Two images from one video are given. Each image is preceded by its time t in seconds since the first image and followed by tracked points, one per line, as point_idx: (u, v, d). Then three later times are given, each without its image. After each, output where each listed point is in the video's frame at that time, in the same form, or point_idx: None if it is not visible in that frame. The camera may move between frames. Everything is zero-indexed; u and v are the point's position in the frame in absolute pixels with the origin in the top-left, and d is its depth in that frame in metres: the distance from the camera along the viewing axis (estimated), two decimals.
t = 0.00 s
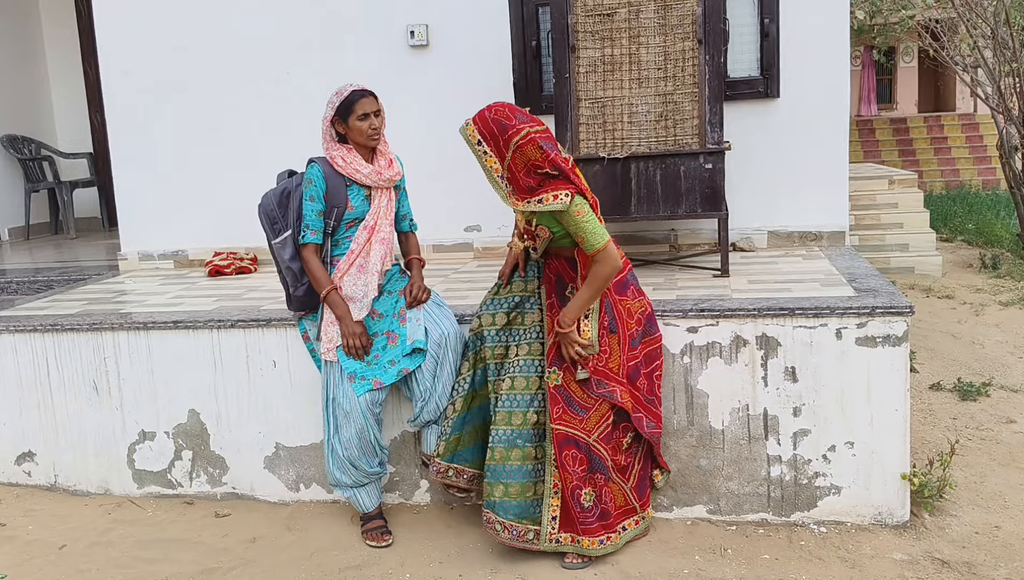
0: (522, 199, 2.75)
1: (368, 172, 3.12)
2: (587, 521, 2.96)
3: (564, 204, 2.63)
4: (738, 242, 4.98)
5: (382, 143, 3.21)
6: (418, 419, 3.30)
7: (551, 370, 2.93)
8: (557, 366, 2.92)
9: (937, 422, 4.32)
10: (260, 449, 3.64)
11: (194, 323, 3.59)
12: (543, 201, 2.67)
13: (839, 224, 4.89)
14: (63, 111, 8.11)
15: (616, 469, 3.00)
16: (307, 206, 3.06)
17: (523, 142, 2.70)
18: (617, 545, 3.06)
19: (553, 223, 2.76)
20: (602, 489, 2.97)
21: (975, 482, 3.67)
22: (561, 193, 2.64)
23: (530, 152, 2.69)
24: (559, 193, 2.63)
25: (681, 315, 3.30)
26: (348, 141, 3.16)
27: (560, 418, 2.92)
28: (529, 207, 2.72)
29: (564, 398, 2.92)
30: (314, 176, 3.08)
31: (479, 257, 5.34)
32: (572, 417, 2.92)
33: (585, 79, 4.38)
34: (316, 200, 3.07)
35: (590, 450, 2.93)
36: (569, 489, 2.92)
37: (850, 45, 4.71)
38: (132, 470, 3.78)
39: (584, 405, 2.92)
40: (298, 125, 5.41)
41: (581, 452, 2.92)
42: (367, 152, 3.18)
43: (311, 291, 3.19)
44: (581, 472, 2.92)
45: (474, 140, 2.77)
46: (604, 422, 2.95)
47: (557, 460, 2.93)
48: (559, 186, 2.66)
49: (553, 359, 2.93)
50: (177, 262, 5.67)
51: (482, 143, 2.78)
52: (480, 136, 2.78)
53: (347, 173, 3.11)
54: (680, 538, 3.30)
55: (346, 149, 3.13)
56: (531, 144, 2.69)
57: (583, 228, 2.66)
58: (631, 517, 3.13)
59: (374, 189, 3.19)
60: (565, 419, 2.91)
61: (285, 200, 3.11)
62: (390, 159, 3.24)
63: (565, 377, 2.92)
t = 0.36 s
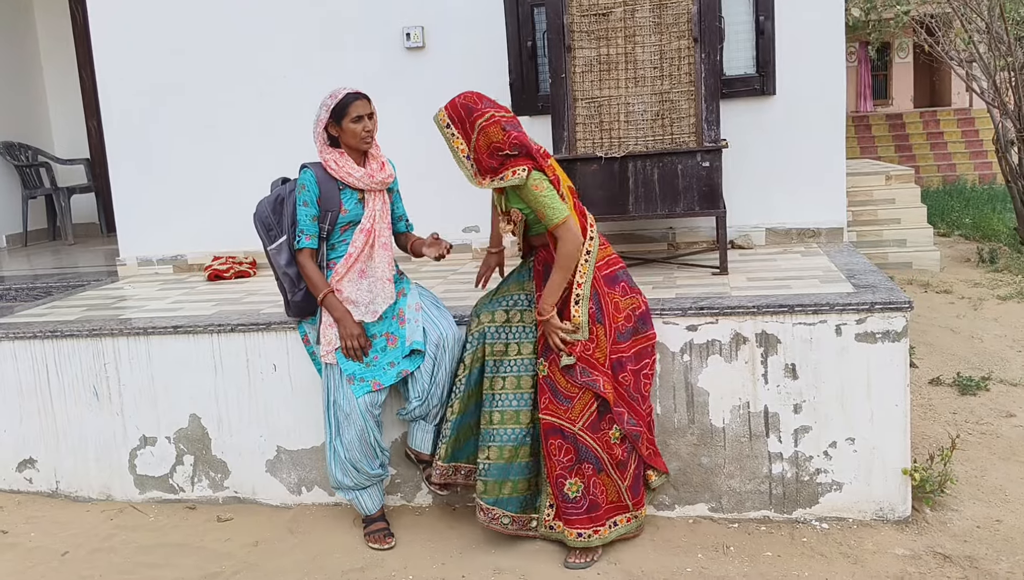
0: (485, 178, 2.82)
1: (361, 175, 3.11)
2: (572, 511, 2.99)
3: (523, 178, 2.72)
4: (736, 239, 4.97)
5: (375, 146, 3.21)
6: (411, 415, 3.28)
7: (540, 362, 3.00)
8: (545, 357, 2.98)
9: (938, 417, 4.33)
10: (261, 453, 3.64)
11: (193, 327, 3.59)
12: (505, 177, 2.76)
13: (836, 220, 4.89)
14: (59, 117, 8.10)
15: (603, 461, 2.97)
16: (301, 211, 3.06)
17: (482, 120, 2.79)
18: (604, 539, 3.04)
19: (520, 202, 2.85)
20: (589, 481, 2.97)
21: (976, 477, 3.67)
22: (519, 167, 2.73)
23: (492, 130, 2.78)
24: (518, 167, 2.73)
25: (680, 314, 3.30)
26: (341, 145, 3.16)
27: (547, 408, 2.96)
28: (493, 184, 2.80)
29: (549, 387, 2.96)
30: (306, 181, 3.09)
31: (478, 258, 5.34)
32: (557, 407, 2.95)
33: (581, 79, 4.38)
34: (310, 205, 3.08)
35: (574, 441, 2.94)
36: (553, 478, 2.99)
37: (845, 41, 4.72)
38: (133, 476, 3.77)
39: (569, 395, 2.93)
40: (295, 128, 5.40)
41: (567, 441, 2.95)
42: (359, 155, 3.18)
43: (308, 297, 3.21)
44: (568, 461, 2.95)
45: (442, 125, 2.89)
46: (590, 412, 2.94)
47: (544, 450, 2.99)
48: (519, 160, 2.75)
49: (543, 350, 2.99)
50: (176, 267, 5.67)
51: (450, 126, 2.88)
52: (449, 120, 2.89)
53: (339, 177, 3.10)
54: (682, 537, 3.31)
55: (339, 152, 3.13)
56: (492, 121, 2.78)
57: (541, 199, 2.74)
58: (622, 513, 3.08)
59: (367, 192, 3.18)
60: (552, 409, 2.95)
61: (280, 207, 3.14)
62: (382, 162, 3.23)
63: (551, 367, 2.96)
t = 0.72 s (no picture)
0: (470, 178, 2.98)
1: (354, 177, 3.12)
2: (571, 466, 2.85)
3: (499, 164, 2.94)
4: (736, 238, 4.98)
5: (366, 149, 3.22)
6: (413, 415, 3.27)
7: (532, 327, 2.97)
8: (536, 321, 2.96)
9: (939, 413, 4.33)
10: (263, 456, 3.64)
11: (193, 331, 3.59)
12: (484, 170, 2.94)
13: (836, 217, 4.90)
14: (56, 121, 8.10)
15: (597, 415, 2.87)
16: (296, 214, 3.06)
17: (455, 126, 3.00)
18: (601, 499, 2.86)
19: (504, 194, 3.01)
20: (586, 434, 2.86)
21: (978, 472, 3.67)
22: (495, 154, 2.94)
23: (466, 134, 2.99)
24: (491, 159, 2.94)
25: (681, 313, 3.29)
26: (334, 147, 3.16)
27: (536, 367, 2.91)
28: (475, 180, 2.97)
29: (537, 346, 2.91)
30: (300, 185, 3.08)
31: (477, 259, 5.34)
32: (545, 361, 2.89)
33: (579, 78, 4.38)
34: (304, 208, 3.07)
35: (569, 393, 2.86)
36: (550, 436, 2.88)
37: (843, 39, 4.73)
38: (135, 480, 3.77)
39: (556, 346, 2.89)
40: (293, 131, 5.40)
41: (558, 395, 2.87)
42: (351, 158, 3.19)
43: (307, 301, 3.20)
44: (559, 416, 2.87)
45: (422, 134, 3.03)
46: (578, 364, 2.89)
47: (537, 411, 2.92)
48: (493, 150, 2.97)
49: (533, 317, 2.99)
50: (176, 271, 5.67)
51: (431, 134, 3.03)
52: (428, 129, 3.03)
53: (333, 178, 3.10)
54: (685, 535, 3.30)
55: (332, 155, 3.13)
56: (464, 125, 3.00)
57: (521, 176, 2.94)
58: (615, 474, 2.89)
59: (360, 194, 3.18)
60: (541, 365, 2.90)
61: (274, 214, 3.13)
62: (374, 165, 3.24)
63: (540, 327, 2.94)
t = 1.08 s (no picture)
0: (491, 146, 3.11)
1: (355, 174, 3.12)
2: (538, 420, 2.90)
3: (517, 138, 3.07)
4: (737, 236, 4.97)
5: (360, 146, 3.22)
6: (416, 402, 3.23)
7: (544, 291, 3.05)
8: (550, 286, 3.06)
9: (942, 411, 4.32)
10: (266, 456, 3.64)
11: (195, 332, 3.59)
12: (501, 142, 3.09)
13: (838, 215, 4.89)
14: (58, 123, 8.11)
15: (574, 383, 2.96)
16: (295, 212, 3.04)
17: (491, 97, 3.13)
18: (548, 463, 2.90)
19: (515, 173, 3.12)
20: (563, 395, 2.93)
21: (981, 470, 3.67)
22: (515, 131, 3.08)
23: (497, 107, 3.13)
24: (513, 132, 3.09)
25: (683, 311, 3.29)
26: (330, 143, 3.15)
27: (546, 320, 2.97)
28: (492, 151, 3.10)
29: (552, 301, 3.00)
30: (299, 181, 3.06)
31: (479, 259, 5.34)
32: (556, 317, 2.97)
33: (580, 77, 4.38)
34: (304, 205, 3.06)
35: (568, 350, 2.94)
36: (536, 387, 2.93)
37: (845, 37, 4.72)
38: (138, 481, 3.77)
39: (569, 306, 3.00)
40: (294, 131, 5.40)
41: (558, 348, 2.94)
42: (347, 155, 3.19)
43: (305, 299, 3.19)
44: (550, 368, 2.93)
45: (463, 92, 3.09)
46: (584, 330, 3.00)
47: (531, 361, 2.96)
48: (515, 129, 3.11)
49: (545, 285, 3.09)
50: (178, 272, 5.67)
51: (471, 94, 3.10)
52: (470, 89, 3.10)
53: (333, 174, 3.09)
54: (688, 534, 3.30)
55: (330, 151, 3.12)
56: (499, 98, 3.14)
57: (531, 156, 3.05)
58: (574, 448, 2.97)
59: (358, 191, 3.19)
60: (551, 320, 2.97)
61: (270, 209, 3.11)
62: (369, 163, 3.25)
63: (557, 289, 3.03)
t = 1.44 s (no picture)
0: (577, 135, 3.14)
1: (362, 176, 3.13)
2: (606, 437, 2.99)
3: (608, 135, 3.09)
4: (741, 233, 4.98)
5: (371, 147, 3.24)
6: (421, 406, 3.26)
7: (571, 301, 3.06)
8: (577, 297, 3.06)
9: (946, 408, 4.32)
10: (270, 453, 3.64)
11: (199, 329, 3.60)
12: (590, 134, 3.11)
13: (841, 212, 4.89)
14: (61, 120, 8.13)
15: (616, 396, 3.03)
16: (301, 211, 3.05)
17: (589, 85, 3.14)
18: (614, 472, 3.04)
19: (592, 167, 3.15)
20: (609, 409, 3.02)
21: (985, 466, 3.66)
22: (606, 128, 3.11)
23: (592, 97, 3.14)
24: (604, 127, 3.10)
25: (687, 308, 3.29)
26: (340, 143, 3.17)
27: (572, 337, 3.01)
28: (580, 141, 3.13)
29: (576, 315, 3.02)
30: (307, 181, 3.07)
31: (482, 256, 5.35)
32: (583, 334, 3.01)
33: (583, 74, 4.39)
34: (310, 205, 3.06)
35: (599, 367, 3.01)
36: (585, 406, 2.99)
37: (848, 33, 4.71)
38: (142, 478, 3.78)
39: (593, 321, 3.04)
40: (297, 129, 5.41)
41: (594, 366, 3.00)
42: (357, 155, 3.20)
43: (307, 297, 3.21)
44: (598, 387, 2.99)
45: (550, 76, 3.08)
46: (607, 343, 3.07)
47: (572, 381, 3.00)
48: (604, 124, 3.13)
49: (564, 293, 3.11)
50: (181, 270, 5.68)
51: (557, 78, 3.09)
52: (556, 73, 3.08)
53: (340, 175, 3.11)
54: (692, 531, 3.31)
55: (339, 151, 3.14)
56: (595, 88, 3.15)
57: (612, 157, 3.07)
58: (625, 449, 3.05)
59: (365, 193, 3.20)
60: (577, 336, 3.01)
61: (277, 207, 3.11)
62: (379, 164, 3.26)
63: (583, 303, 3.05)
